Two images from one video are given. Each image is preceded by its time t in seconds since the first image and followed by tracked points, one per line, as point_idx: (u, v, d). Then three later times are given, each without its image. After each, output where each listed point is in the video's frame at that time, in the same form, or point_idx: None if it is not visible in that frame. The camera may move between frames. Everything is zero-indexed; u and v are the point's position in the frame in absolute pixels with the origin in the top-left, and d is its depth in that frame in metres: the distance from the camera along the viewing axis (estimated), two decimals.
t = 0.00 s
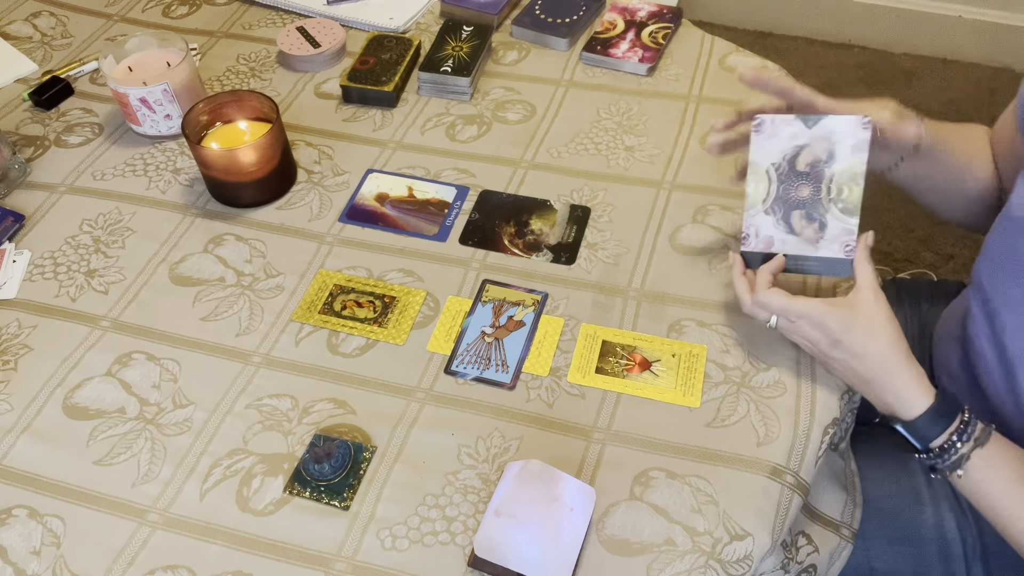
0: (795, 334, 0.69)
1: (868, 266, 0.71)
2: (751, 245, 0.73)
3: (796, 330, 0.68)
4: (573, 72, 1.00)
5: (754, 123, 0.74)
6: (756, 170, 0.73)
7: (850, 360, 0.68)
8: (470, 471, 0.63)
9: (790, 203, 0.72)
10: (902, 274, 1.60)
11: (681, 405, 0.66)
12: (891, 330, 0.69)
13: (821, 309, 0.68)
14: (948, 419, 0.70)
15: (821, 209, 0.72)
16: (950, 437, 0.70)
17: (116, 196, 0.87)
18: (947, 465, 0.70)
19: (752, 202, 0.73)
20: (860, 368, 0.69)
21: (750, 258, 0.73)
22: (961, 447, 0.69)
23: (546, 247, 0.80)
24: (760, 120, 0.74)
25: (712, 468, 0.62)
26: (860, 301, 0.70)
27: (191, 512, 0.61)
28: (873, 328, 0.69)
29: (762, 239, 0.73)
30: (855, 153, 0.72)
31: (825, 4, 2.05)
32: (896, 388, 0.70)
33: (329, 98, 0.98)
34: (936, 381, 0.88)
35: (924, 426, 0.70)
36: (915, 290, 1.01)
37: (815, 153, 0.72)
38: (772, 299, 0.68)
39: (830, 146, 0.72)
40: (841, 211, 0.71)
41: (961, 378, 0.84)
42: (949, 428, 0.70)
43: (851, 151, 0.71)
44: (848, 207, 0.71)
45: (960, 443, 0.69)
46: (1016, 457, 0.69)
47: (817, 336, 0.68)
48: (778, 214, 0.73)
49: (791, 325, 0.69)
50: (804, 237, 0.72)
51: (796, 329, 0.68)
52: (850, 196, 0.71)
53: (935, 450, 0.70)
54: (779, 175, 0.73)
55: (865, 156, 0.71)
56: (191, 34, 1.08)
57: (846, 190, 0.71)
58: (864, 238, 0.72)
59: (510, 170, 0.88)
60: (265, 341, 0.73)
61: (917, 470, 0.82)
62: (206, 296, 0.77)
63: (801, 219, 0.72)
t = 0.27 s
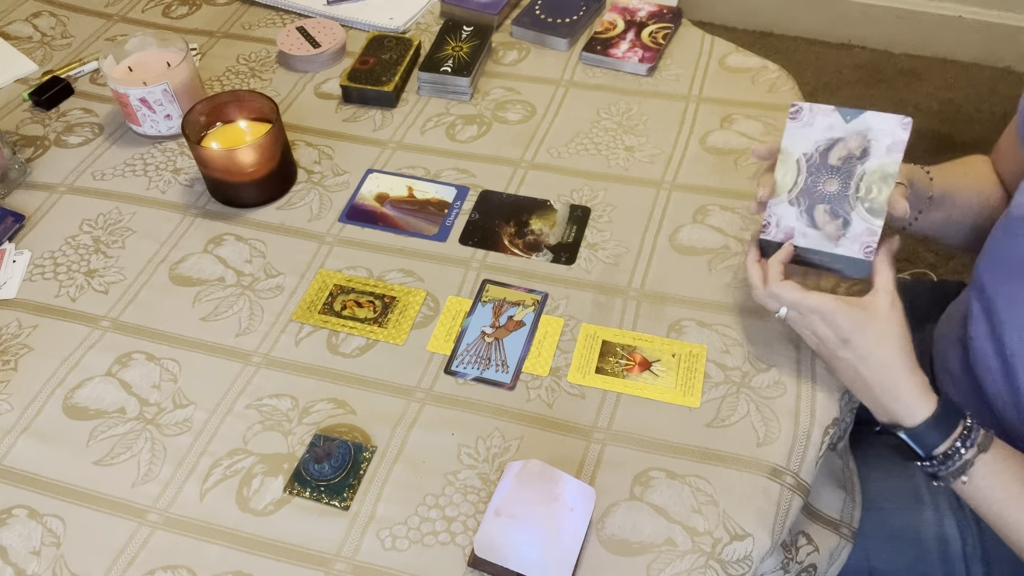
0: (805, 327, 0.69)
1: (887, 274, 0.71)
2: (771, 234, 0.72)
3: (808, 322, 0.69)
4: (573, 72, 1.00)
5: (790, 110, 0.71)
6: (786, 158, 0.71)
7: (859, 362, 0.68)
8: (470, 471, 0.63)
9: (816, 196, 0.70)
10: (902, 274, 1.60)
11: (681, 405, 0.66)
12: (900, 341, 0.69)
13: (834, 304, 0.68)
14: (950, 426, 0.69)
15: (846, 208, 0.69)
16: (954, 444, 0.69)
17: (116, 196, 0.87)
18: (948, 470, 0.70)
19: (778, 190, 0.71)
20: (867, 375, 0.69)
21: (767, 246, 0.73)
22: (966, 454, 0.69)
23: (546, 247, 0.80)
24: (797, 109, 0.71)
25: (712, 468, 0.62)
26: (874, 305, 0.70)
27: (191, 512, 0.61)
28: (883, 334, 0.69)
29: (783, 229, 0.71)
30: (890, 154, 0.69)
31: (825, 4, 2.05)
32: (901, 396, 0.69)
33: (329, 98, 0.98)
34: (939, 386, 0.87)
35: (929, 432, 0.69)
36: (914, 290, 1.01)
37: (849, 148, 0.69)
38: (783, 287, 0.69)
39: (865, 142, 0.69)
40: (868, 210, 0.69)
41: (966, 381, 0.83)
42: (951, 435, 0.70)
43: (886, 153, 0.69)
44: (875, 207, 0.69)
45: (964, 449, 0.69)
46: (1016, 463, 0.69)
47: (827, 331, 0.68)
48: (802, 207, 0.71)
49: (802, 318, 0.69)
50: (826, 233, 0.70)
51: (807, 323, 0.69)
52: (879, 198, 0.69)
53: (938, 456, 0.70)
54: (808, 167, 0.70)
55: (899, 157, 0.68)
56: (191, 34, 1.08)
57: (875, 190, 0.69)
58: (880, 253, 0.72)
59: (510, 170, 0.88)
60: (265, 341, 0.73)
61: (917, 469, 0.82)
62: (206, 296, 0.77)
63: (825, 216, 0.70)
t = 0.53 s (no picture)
0: (877, 294, 0.66)
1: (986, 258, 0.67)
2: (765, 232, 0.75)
3: (883, 290, 0.65)
4: (573, 72, 1.00)
5: (811, 114, 0.71)
6: (795, 162, 0.72)
7: (941, 336, 0.66)
8: (470, 471, 0.63)
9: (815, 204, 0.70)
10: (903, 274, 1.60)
11: (681, 405, 0.66)
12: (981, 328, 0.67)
13: (921, 271, 0.65)
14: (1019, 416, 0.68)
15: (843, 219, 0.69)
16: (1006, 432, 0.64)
17: (116, 196, 0.87)
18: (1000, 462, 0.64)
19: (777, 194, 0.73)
20: (927, 356, 0.67)
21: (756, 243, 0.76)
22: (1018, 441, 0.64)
23: (546, 247, 0.80)
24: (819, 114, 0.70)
25: (712, 468, 0.62)
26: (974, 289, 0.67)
27: (191, 512, 0.61)
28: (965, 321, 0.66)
29: (774, 230, 0.75)
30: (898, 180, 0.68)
31: (825, 4, 2.05)
32: (974, 384, 0.67)
33: (329, 98, 0.98)
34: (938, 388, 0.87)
35: (998, 425, 0.67)
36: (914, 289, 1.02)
37: (860, 165, 0.69)
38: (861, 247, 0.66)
39: (878, 160, 0.69)
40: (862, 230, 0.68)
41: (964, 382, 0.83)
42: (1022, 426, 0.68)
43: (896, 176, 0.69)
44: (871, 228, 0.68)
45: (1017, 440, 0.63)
46: None
47: (905, 297, 0.65)
48: (797, 212, 0.71)
49: (882, 280, 0.65)
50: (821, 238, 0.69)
51: (881, 287, 0.65)
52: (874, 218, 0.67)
53: (1010, 449, 0.68)
54: (814, 175, 0.71)
55: (907, 185, 0.68)
56: (191, 34, 1.08)
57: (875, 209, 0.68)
58: (988, 216, 0.67)
59: (510, 170, 0.88)
60: (265, 341, 0.73)
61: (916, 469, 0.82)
62: (206, 296, 0.77)
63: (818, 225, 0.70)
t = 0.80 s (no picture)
0: (847, 331, 0.64)
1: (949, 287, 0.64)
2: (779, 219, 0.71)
3: (853, 326, 0.64)
4: (573, 72, 1.00)
5: (827, 90, 0.68)
6: (811, 140, 0.69)
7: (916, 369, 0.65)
8: (470, 471, 0.63)
9: (834, 184, 0.68)
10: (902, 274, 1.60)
11: (681, 405, 0.66)
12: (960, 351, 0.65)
13: (887, 304, 0.63)
14: (1006, 433, 0.66)
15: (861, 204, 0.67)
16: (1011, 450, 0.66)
17: (116, 196, 0.87)
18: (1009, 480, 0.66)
19: (795, 174, 0.70)
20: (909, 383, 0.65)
21: (772, 228, 0.72)
22: None
23: (546, 247, 0.80)
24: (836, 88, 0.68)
25: (711, 468, 0.62)
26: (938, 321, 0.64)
27: (191, 512, 0.61)
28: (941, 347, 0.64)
29: (791, 214, 0.71)
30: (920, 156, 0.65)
31: (825, 4, 2.05)
32: (956, 408, 0.65)
33: (329, 98, 0.98)
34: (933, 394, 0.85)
35: (985, 445, 0.65)
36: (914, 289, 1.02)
37: (880, 140, 0.66)
38: (828, 287, 0.64)
39: (898, 136, 0.66)
40: (884, 211, 0.67)
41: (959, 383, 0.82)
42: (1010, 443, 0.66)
43: (916, 152, 0.65)
44: (892, 210, 0.67)
45: None
46: None
47: (874, 331, 0.63)
48: (816, 193, 0.69)
49: (849, 318, 0.64)
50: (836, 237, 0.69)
51: (851, 324, 0.64)
52: (897, 200, 0.66)
53: (999, 468, 0.66)
54: (833, 155, 0.68)
55: (930, 159, 0.65)
56: (191, 34, 1.08)
57: (896, 190, 0.66)
58: (940, 251, 0.63)
59: (510, 170, 0.88)
60: (265, 341, 0.73)
61: (917, 469, 0.82)
62: (206, 296, 0.77)
63: (840, 207, 0.68)
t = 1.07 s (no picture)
0: (851, 321, 0.66)
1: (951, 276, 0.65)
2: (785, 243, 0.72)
3: (855, 317, 0.66)
4: (573, 71, 1.00)
5: (819, 120, 0.66)
6: (809, 169, 0.68)
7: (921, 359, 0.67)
8: (470, 471, 0.63)
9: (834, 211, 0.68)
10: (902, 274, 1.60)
11: (681, 405, 0.66)
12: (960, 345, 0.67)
13: (890, 296, 0.65)
14: (1007, 426, 0.68)
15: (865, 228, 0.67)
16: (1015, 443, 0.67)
17: (116, 196, 0.87)
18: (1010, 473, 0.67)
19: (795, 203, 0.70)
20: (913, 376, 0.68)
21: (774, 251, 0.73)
22: None
23: (546, 247, 0.80)
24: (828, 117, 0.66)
25: (711, 468, 0.62)
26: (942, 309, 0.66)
27: (191, 512, 0.61)
28: (945, 339, 0.66)
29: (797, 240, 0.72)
30: (918, 177, 0.64)
31: (825, 4, 2.05)
32: (959, 399, 0.67)
33: (329, 98, 0.98)
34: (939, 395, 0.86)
35: (987, 437, 0.68)
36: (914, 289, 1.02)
37: (877, 166, 0.65)
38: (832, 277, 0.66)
39: (894, 161, 0.65)
40: (887, 232, 0.67)
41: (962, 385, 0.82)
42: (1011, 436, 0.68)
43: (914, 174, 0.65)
44: (896, 231, 0.67)
45: None
46: None
47: (878, 322, 0.65)
48: (819, 219, 0.70)
49: (853, 308, 0.65)
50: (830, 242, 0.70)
51: (856, 315, 0.65)
52: (899, 222, 0.66)
53: (1000, 460, 0.68)
54: (831, 184, 0.68)
55: (929, 182, 0.64)
56: (191, 34, 1.08)
57: (898, 213, 0.66)
58: (940, 241, 0.64)
59: (510, 170, 0.88)
60: (265, 341, 0.73)
61: (917, 469, 0.82)
62: (206, 296, 0.77)
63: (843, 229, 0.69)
